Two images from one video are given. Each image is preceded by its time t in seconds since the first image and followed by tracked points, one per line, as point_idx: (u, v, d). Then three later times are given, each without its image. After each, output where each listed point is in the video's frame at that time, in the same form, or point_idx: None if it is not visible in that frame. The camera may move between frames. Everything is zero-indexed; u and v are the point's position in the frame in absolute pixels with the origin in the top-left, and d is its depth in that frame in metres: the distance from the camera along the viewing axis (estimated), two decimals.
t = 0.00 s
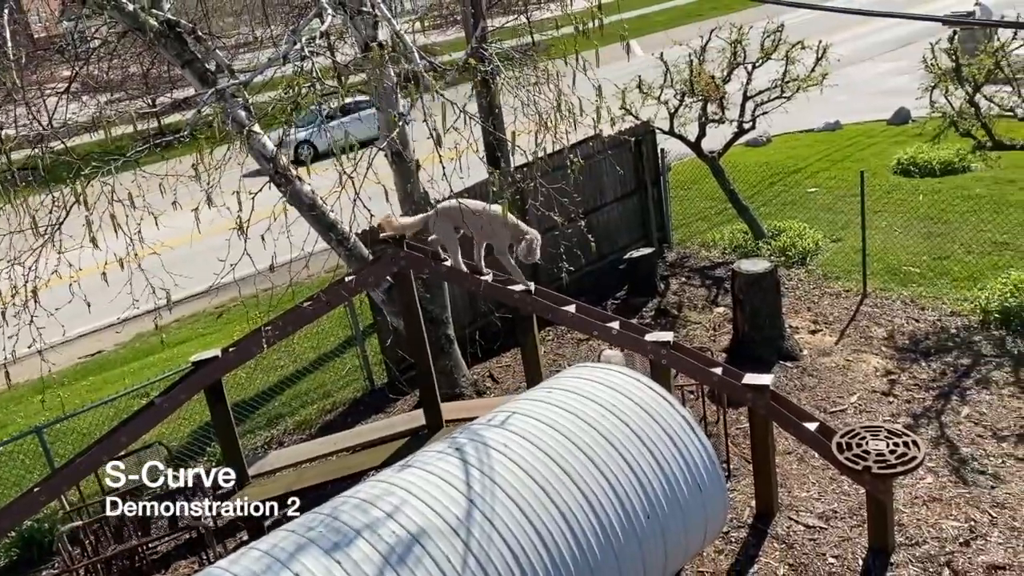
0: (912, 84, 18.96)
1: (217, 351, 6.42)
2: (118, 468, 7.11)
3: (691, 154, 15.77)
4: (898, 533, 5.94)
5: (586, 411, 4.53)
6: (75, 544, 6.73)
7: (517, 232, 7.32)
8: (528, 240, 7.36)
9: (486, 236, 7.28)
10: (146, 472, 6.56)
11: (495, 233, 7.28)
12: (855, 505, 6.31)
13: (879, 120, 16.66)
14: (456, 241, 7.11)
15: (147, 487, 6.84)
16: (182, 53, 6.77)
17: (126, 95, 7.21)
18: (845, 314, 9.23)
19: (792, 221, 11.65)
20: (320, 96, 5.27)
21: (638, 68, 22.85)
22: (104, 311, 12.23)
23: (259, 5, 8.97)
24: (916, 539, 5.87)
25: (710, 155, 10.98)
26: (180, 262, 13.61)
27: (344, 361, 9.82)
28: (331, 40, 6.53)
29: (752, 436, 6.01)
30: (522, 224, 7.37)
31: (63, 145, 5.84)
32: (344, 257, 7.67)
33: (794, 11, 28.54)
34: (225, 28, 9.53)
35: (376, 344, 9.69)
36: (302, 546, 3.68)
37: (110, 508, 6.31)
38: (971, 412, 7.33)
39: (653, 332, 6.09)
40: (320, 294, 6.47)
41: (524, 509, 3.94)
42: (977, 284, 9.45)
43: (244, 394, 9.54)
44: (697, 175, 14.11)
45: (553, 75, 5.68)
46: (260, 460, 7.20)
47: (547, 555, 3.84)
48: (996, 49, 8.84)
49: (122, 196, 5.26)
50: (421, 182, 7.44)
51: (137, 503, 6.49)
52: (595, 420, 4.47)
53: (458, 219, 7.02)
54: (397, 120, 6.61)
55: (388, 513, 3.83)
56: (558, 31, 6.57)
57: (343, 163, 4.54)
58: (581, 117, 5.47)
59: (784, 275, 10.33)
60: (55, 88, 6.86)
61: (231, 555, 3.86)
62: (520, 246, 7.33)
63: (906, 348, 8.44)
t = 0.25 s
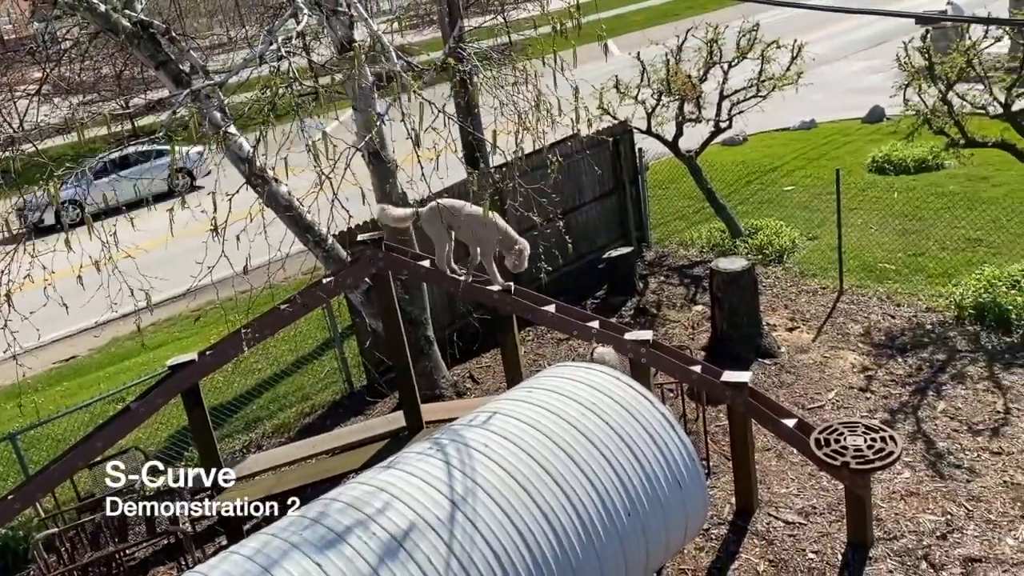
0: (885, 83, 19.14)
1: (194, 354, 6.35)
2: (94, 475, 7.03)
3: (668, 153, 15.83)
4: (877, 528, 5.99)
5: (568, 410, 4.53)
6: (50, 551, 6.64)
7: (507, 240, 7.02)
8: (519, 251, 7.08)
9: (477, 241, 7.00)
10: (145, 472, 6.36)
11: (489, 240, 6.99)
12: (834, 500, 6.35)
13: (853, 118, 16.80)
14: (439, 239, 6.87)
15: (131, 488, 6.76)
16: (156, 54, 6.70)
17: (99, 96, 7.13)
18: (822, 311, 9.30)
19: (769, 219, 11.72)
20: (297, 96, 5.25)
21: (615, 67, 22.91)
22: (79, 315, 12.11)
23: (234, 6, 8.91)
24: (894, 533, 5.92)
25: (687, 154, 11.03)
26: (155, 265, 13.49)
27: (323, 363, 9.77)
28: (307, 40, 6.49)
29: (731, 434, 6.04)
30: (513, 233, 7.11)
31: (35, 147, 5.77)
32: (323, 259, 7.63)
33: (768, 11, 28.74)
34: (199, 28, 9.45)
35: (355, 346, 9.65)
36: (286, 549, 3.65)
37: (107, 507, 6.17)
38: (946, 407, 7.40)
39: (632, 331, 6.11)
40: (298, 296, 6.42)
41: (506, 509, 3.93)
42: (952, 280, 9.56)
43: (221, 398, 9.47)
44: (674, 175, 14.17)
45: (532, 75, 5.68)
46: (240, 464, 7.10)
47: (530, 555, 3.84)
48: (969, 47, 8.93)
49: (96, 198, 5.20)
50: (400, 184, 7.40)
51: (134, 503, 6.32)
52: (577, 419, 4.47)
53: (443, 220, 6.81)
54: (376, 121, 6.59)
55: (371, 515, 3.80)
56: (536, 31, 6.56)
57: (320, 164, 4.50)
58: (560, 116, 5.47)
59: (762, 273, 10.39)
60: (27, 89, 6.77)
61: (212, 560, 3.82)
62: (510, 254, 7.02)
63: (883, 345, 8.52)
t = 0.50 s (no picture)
0: (864, 82, 19.29)
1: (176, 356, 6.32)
2: (74, 479, 6.97)
3: (649, 152, 15.89)
4: (858, 524, 6.05)
5: (551, 410, 4.54)
6: (31, 557, 6.59)
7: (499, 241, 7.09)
8: (510, 251, 7.13)
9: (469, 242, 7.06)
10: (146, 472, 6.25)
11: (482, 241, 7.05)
12: (815, 497, 6.40)
13: (832, 117, 16.92)
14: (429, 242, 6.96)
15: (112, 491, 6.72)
16: (135, 55, 6.65)
17: (77, 98, 7.08)
18: (802, 309, 9.36)
19: (750, 218, 11.79)
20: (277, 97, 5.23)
21: (595, 67, 22.96)
22: (58, 318, 12.01)
23: (213, 6, 8.86)
24: (875, 529, 5.98)
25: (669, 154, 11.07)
26: (135, 267, 13.41)
27: (306, 364, 9.74)
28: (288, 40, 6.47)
29: (714, 431, 6.07)
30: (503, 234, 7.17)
31: (12, 149, 5.71)
32: (305, 260, 7.61)
33: (747, 11, 28.88)
34: (179, 28, 9.38)
35: (337, 347, 9.63)
36: (270, 552, 3.64)
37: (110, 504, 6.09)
38: (926, 403, 7.48)
39: (615, 329, 6.13)
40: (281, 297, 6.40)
41: (490, 510, 3.94)
42: (930, 277, 9.65)
43: (203, 401, 9.43)
44: (655, 174, 14.22)
45: (514, 75, 5.69)
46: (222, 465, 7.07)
47: (514, 555, 3.85)
48: (946, 46, 9.01)
49: (76, 200, 5.16)
50: (383, 185, 7.39)
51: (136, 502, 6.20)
52: (560, 418, 4.49)
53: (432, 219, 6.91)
54: (357, 121, 6.57)
55: (356, 517, 3.80)
56: (517, 31, 6.57)
57: (302, 164, 4.49)
58: (542, 116, 5.48)
59: (743, 271, 10.45)
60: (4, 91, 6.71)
61: (195, 564, 3.80)
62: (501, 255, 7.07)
63: (863, 341, 8.59)
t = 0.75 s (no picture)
0: (842, 79, 19.44)
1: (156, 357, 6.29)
2: (54, 482, 6.93)
3: (630, 150, 15.95)
4: (838, 517, 6.10)
5: (533, 408, 4.56)
6: (10, 560, 6.54)
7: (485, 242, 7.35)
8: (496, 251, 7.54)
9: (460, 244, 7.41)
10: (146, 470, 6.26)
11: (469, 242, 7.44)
12: (796, 491, 6.46)
13: (811, 115, 17.04)
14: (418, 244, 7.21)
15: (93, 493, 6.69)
16: (112, 54, 6.60)
17: (55, 97, 7.02)
18: (782, 305, 9.44)
19: (730, 215, 11.86)
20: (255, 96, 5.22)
21: (576, 65, 23.00)
22: (36, 319, 11.91)
23: (192, 4, 8.81)
24: (854, 522, 6.04)
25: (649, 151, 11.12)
26: (115, 267, 13.32)
27: (287, 364, 9.72)
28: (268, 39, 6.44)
29: (695, 427, 6.12)
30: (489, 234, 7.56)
31: None
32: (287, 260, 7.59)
33: (727, 8, 29.02)
34: (156, 26, 9.32)
35: (319, 346, 9.61)
36: (251, 553, 3.64)
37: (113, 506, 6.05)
38: (904, 397, 7.56)
39: (597, 326, 6.15)
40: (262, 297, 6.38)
41: (472, 508, 3.95)
42: (908, 273, 9.75)
43: (184, 401, 9.39)
44: (636, 172, 14.27)
45: (494, 73, 5.70)
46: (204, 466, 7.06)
47: (496, 553, 3.86)
48: (922, 44, 9.10)
49: (55, 201, 5.12)
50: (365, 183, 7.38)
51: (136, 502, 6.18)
52: (542, 416, 4.51)
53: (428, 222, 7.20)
54: (338, 120, 6.57)
55: (337, 517, 3.80)
56: (498, 29, 6.58)
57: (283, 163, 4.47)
58: (522, 114, 5.50)
59: (723, 268, 10.51)
60: None
61: (176, 565, 3.79)
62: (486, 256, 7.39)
63: (842, 337, 8.67)
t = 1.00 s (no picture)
0: (826, 77, 19.51)
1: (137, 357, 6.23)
2: (35, 484, 6.86)
3: (615, 147, 15.95)
4: (822, 514, 6.11)
5: (517, 406, 4.54)
6: None
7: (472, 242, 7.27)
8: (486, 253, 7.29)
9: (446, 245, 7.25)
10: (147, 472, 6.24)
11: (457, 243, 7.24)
12: (781, 488, 6.47)
13: (795, 112, 17.09)
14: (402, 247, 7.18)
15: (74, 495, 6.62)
16: (91, 51, 6.53)
17: (33, 95, 6.94)
18: (767, 302, 9.45)
19: (715, 212, 11.88)
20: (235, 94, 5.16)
21: (561, 63, 22.98)
22: (16, 320, 11.80)
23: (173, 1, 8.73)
24: (839, 518, 6.05)
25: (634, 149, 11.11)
26: (96, 267, 13.22)
27: (271, 364, 9.66)
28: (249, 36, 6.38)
29: (680, 424, 6.11)
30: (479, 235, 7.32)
31: None
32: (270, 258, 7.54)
33: (711, 6, 29.07)
34: (137, 23, 9.23)
35: (303, 345, 9.56)
36: (230, 554, 3.60)
37: (107, 508, 5.93)
38: (888, 393, 7.59)
39: (582, 325, 6.13)
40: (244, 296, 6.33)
41: (455, 507, 3.93)
42: (892, 269, 9.79)
43: (167, 402, 9.32)
44: (621, 169, 14.27)
45: (477, 70, 5.67)
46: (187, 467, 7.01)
47: (479, 552, 3.84)
48: (905, 41, 9.14)
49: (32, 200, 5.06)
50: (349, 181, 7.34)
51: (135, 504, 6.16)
52: (526, 415, 4.49)
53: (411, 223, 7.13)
54: (321, 117, 6.52)
55: (318, 517, 3.77)
56: (481, 26, 6.55)
57: (264, 161, 4.43)
58: (506, 111, 5.47)
59: (708, 265, 10.52)
60: None
61: (155, 568, 3.75)
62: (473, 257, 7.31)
63: (826, 334, 8.69)
